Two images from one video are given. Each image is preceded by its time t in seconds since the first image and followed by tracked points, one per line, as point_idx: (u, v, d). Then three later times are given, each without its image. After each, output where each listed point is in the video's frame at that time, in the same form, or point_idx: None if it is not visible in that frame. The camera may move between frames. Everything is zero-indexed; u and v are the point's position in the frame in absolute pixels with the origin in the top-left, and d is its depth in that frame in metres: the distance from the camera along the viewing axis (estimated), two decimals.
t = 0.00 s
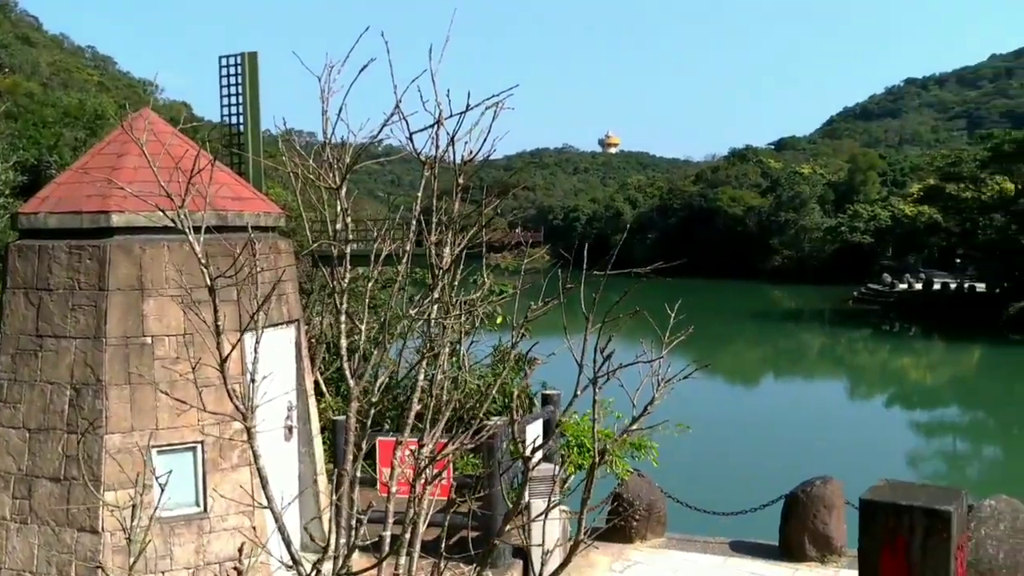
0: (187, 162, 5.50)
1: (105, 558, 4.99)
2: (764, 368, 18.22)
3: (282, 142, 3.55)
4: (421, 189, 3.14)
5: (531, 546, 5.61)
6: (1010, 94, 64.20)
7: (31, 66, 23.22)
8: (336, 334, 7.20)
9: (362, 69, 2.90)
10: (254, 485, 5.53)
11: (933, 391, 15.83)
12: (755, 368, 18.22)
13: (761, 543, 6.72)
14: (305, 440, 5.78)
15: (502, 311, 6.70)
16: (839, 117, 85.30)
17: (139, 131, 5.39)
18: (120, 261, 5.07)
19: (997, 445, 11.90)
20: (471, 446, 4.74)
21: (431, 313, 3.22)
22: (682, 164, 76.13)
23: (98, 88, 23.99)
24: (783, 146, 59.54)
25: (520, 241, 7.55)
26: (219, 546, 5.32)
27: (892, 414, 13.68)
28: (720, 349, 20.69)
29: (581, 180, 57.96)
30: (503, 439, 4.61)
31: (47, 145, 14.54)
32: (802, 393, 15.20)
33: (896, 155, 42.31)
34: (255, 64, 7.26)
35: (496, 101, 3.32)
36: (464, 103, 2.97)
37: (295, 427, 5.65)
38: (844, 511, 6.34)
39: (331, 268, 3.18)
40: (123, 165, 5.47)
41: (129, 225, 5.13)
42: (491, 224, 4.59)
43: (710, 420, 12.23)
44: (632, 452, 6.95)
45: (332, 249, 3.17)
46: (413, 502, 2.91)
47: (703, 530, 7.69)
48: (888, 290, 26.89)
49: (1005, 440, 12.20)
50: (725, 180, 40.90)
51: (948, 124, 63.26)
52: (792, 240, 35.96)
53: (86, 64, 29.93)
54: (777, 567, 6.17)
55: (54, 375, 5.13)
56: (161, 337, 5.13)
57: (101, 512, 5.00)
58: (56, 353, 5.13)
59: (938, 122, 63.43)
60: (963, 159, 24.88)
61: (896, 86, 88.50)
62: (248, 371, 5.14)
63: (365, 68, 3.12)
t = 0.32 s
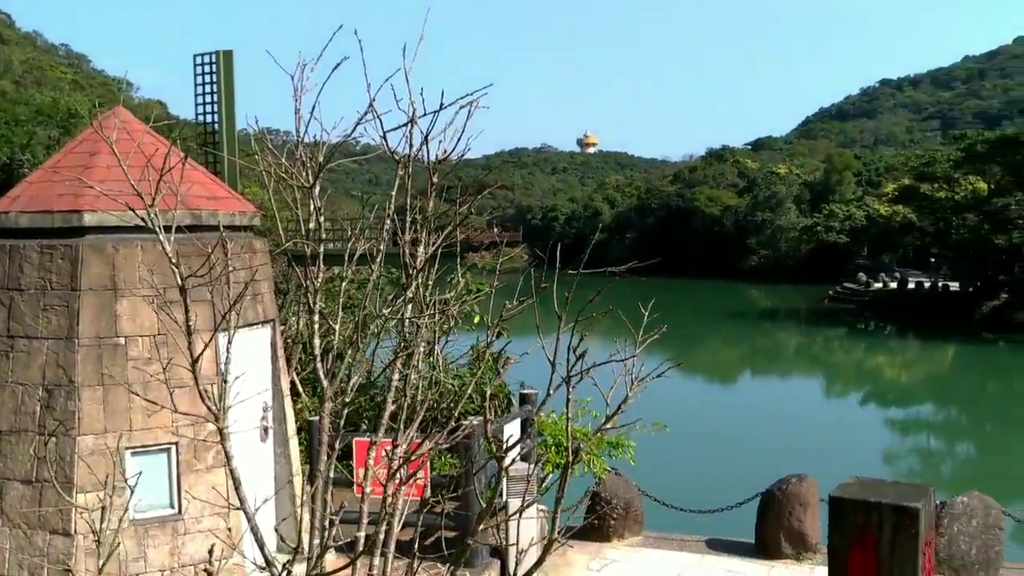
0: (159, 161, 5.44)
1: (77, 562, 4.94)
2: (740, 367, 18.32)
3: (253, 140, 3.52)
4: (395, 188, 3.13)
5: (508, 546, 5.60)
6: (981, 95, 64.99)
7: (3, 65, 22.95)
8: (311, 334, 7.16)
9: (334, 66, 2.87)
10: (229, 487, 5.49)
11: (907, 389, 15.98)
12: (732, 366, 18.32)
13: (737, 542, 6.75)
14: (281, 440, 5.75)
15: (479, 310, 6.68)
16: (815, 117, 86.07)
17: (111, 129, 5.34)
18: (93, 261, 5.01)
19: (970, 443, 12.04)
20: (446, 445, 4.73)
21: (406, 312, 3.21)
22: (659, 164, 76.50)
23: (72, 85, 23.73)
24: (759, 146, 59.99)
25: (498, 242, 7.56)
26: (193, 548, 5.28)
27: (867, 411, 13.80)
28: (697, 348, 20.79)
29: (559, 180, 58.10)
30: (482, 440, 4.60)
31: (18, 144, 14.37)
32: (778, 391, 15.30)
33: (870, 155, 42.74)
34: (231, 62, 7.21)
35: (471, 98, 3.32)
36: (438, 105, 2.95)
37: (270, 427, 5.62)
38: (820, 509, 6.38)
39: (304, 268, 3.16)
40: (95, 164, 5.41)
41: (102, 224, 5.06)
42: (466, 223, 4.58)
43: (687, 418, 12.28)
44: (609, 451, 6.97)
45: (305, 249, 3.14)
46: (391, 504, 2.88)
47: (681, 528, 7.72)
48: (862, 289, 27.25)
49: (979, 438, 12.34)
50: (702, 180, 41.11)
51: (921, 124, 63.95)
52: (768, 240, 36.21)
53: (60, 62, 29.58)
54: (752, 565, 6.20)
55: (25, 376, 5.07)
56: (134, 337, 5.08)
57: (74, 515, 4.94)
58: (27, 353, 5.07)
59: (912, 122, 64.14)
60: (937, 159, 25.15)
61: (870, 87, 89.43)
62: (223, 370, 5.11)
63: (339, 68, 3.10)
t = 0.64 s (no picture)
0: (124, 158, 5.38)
1: (41, 564, 4.87)
2: (711, 364, 18.47)
3: (218, 136, 3.48)
4: (362, 185, 3.10)
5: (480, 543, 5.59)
6: (947, 95, 66.05)
7: None
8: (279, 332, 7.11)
9: (297, 61, 2.85)
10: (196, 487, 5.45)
11: (875, 385, 16.18)
12: (703, 363, 18.46)
13: (707, 537, 6.81)
14: (251, 440, 5.72)
15: (449, 308, 6.68)
16: (784, 116, 87.02)
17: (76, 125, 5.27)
18: (57, 259, 4.95)
19: (937, 438, 12.21)
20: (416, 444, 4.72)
21: (374, 309, 3.19)
22: (631, 162, 76.94)
23: (37, 81, 23.39)
24: (730, 144, 60.49)
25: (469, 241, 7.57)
26: (161, 548, 5.23)
27: (836, 407, 13.94)
28: (669, 345, 20.90)
29: (531, 178, 58.20)
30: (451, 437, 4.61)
31: None
32: (749, 387, 15.43)
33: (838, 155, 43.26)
34: (198, 59, 7.14)
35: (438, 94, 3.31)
36: (404, 102, 2.93)
37: (239, 427, 5.59)
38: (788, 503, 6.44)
39: (270, 266, 3.14)
40: (60, 161, 5.34)
41: (67, 223, 4.98)
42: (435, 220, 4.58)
43: (657, 415, 12.35)
44: (582, 448, 6.99)
45: (271, 247, 3.11)
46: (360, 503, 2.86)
47: (652, 524, 7.77)
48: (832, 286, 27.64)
49: (945, 433, 12.52)
50: (674, 179, 41.37)
51: (888, 124, 64.78)
52: (739, 238, 36.53)
53: (24, 58, 29.08)
54: (723, 560, 6.25)
55: None
56: (100, 336, 5.02)
57: (38, 517, 4.87)
58: None
59: (880, 122, 64.95)
60: (903, 158, 25.51)
61: (837, 87, 90.51)
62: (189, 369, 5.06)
63: (305, 63, 3.07)
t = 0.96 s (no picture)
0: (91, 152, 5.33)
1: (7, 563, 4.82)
2: (683, 358, 18.60)
3: (184, 130, 3.45)
4: (331, 179, 3.08)
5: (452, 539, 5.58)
6: (915, 92, 66.91)
7: None
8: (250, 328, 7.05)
9: (265, 52, 2.83)
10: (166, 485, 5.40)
11: (844, 379, 16.38)
12: (675, 358, 18.59)
13: (680, 530, 6.86)
14: (222, 437, 5.68)
15: (421, 304, 6.67)
16: (756, 112, 87.75)
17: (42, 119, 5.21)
18: (23, 255, 4.88)
19: (905, 430, 12.38)
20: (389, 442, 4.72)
21: (343, 304, 3.18)
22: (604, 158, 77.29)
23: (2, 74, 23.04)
24: (702, 140, 60.93)
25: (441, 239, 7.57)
26: (131, 547, 5.17)
27: (807, 401, 14.09)
28: (643, 341, 20.98)
29: (505, 174, 58.29)
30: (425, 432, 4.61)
31: None
32: (721, 381, 15.55)
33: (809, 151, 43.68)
34: (167, 53, 7.05)
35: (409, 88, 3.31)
36: (373, 95, 2.92)
37: (210, 424, 5.56)
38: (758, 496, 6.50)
39: (238, 261, 3.11)
40: (25, 155, 5.27)
41: (34, 218, 4.93)
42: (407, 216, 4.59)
43: (629, 409, 12.42)
44: (555, 443, 7.00)
45: (240, 242, 3.08)
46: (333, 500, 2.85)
47: (626, 518, 7.82)
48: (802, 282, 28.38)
49: (914, 425, 12.71)
50: (647, 174, 41.55)
51: (858, 121, 65.53)
52: (711, 234, 36.79)
53: None
54: (695, 553, 6.30)
55: None
56: (67, 332, 4.96)
57: (4, 515, 4.81)
58: None
59: (849, 118, 65.67)
60: (873, 154, 25.79)
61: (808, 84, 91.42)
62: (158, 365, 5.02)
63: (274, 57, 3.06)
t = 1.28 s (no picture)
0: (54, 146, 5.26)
1: None
2: (653, 352, 18.72)
3: (146, 122, 3.40)
4: (296, 173, 3.05)
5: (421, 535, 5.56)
6: (882, 89, 67.80)
7: None
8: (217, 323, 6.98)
9: (229, 44, 2.80)
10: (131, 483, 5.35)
11: (812, 372, 16.56)
12: (645, 352, 18.71)
13: (649, 523, 6.91)
14: (187, 434, 5.65)
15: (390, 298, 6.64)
16: (725, 109, 88.45)
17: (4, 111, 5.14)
18: None
19: (871, 423, 12.55)
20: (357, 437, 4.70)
21: (307, 298, 3.16)
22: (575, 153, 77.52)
23: None
24: (672, 136, 61.33)
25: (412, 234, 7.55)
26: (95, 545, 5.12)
27: (775, 394, 14.25)
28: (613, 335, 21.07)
29: (476, 169, 58.26)
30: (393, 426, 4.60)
31: None
32: (691, 376, 15.67)
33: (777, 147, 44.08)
34: (132, 45, 6.93)
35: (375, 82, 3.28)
36: (339, 89, 2.90)
37: (176, 420, 5.53)
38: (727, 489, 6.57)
39: (202, 256, 3.08)
40: None
41: None
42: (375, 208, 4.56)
43: (599, 403, 12.49)
44: (525, 438, 7.00)
45: (203, 236, 3.05)
46: (298, 497, 2.83)
47: (596, 512, 7.86)
48: (769, 278, 28.86)
49: (879, 418, 12.87)
50: (617, 170, 41.68)
51: (825, 117, 66.22)
52: (681, 229, 37.03)
53: None
54: (664, 546, 6.35)
55: None
56: (30, 328, 4.90)
57: None
58: None
59: (817, 115, 66.36)
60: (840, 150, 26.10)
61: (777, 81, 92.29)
62: (121, 362, 4.97)
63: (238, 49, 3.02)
